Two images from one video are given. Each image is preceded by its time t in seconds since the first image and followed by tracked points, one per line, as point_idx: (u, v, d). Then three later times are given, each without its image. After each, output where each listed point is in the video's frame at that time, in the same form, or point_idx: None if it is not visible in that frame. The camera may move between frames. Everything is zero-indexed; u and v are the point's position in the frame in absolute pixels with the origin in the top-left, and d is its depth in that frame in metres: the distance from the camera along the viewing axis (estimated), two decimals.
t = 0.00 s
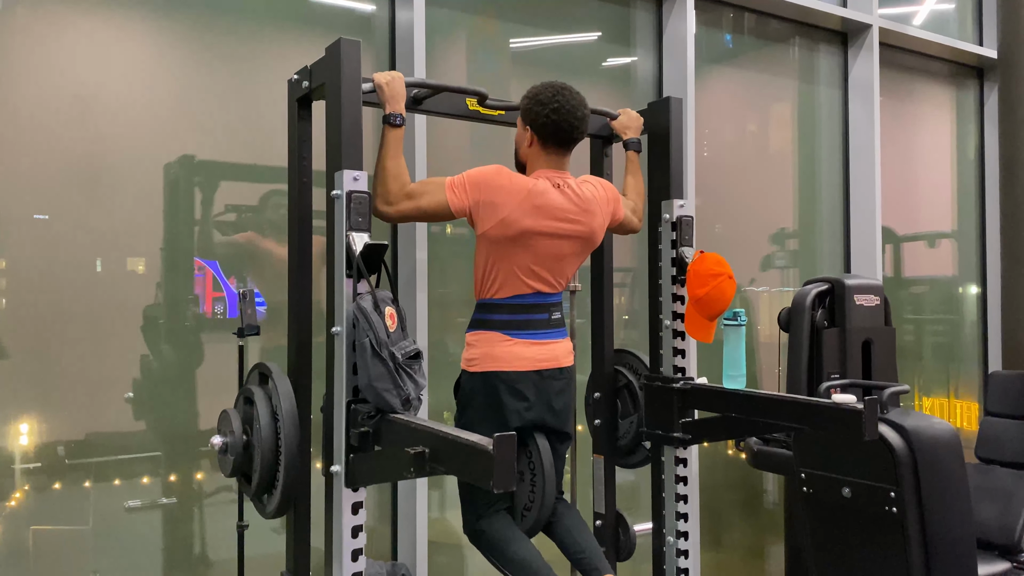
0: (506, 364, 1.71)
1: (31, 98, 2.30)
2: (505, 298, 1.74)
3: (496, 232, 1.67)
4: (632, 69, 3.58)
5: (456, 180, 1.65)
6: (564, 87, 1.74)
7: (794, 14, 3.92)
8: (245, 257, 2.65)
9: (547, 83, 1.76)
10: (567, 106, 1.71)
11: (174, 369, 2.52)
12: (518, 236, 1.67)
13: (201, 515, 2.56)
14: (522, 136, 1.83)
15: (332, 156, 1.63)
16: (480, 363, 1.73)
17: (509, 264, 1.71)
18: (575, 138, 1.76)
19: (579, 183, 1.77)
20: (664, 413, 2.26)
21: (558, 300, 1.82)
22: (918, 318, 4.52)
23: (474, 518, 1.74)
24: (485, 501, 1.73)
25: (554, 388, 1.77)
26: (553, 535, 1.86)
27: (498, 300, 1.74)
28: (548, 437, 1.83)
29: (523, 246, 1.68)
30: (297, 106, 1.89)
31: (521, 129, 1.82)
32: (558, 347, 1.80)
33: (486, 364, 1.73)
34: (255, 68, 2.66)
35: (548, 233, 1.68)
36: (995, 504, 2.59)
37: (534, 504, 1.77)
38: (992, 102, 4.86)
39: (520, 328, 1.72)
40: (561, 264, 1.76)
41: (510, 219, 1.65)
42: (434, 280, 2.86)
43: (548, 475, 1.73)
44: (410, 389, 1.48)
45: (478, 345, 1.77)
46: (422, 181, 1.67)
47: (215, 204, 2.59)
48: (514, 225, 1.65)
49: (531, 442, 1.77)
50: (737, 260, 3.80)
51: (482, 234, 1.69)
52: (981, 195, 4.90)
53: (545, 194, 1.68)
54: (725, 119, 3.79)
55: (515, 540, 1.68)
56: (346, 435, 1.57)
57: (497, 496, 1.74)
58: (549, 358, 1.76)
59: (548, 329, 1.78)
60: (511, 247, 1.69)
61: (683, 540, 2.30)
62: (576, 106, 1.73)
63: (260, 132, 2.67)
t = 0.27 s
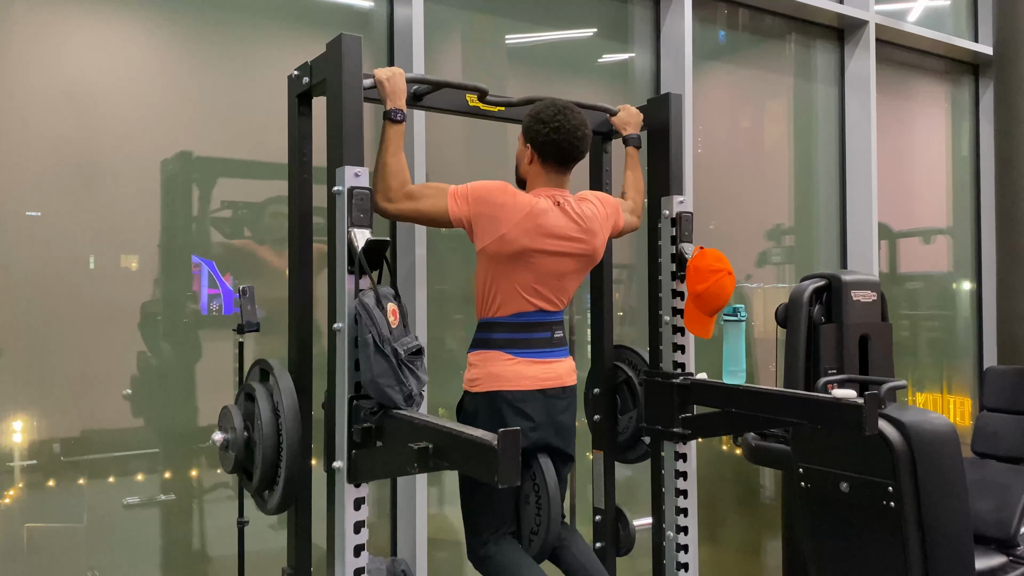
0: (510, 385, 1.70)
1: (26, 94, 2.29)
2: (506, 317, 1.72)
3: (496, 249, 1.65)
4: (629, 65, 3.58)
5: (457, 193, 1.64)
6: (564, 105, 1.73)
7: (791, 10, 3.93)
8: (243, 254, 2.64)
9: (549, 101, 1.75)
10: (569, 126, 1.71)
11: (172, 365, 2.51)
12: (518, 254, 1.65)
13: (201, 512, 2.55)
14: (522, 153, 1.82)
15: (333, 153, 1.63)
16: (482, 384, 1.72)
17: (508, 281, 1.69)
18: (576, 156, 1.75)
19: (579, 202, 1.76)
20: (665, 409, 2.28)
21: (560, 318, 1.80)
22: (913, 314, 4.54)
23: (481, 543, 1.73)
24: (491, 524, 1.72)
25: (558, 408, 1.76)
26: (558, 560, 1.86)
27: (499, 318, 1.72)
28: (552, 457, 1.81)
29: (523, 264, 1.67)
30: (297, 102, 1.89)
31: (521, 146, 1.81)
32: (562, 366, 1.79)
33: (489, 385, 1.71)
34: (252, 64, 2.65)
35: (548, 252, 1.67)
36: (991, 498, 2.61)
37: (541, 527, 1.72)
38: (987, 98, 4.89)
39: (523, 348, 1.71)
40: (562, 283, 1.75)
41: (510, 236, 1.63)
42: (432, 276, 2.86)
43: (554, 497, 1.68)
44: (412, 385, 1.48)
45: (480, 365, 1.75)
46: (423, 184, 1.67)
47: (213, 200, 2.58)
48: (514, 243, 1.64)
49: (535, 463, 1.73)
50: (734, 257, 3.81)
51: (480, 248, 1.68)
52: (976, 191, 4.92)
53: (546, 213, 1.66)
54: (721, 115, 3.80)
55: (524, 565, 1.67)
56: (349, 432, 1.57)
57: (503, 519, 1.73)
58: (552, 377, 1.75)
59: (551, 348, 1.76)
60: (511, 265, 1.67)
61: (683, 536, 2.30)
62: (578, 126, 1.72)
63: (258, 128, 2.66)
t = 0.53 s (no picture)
0: (510, 411, 1.73)
1: (20, 90, 2.28)
2: (504, 341, 1.76)
3: (492, 272, 1.70)
4: (627, 62, 3.58)
5: (457, 212, 1.67)
6: (561, 131, 1.82)
7: (788, 8, 3.94)
8: (240, 251, 2.64)
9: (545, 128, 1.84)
10: (565, 152, 1.79)
11: (169, 363, 2.50)
12: (514, 276, 1.70)
13: (198, 509, 2.55)
14: (518, 177, 1.89)
15: (332, 149, 1.62)
16: (482, 410, 1.75)
17: (504, 304, 1.74)
18: (571, 181, 1.83)
19: (575, 226, 1.81)
20: (664, 405, 2.28)
21: (557, 342, 1.85)
22: (909, 311, 4.56)
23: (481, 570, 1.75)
24: (490, 551, 1.75)
25: (557, 433, 1.80)
26: None
27: (498, 343, 1.76)
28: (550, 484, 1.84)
29: (519, 287, 1.72)
30: (295, 98, 1.88)
31: (517, 172, 1.89)
32: (561, 391, 1.83)
33: (489, 411, 1.74)
34: (250, 60, 2.64)
35: (543, 275, 1.72)
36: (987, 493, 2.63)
37: (538, 555, 1.71)
38: (982, 96, 4.90)
39: (523, 373, 1.75)
40: (558, 305, 1.80)
41: (506, 260, 1.68)
42: (430, 273, 2.86)
43: (552, 523, 1.68)
44: (412, 382, 1.48)
45: (480, 392, 1.78)
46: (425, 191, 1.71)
47: (209, 197, 2.57)
48: (511, 266, 1.69)
49: (534, 489, 1.74)
50: (731, 254, 3.82)
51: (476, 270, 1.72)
52: (972, 188, 4.94)
53: (542, 238, 1.71)
54: (718, 113, 3.80)
55: None
56: (349, 429, 1.57)
57: (502, 546, 1.75)
58: (552, 402, 1.79)
59: (550, 373, 1.81)
60: (508, 288, 1.72)
61: (681, 532, 2.31)
62: (573, 152, 1.81)
63: (255, 124, 2.65)
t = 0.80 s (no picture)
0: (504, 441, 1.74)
1: (15, 85, 2.26)
2: (499, 369, 1.77)
3: (484, 298, 1.71)
4: (625, 58, 3.58)
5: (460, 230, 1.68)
6: (551, 162, 1.82)
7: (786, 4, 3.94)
8: (237, 247, 2.63)
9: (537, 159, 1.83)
10: (556, 187, 1.79)
11: (166, 359, 2.50)
12: (506, 304, 1.71)
13: (195, 506, 2.54)
14: (510, 207, 1.89)
15: (331, 145, 1.62)
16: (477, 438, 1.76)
17: (498, 330, 1.74)
18: (562, 213, 1.83)
19: (569, 255, 1.81)
20: (662, 401, 2.28)
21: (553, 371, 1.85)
22: (905, 308, 4.57)
23: None
24: None
25: (550, 462, 1.80)
26: None
27: (492, 371, 1.77)
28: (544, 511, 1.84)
29: (511, 314, 1.72)
30: (294, 94, 1.88)
31: (509, 202, 1.89)
32: (555, 419, 1.83)
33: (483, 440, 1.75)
34: (247, 56, 2.63)
35: (535, 304, 1.73)
36: (983, 489, 2.64)
37: None
38: (979, 93, 4.91)
39: (517, 403, 1.75)
40: (551, 334, 1.80)
41: (498, 287, 1.68)
42: (428, 270, 2.86)
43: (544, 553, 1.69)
44: (412, 377, 1.48)
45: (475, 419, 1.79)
46: (428, 198, 1.71)
47: (207, 193, 2.57)
48: (502, 294, 1.69)
49: (526, 519, 1.74)
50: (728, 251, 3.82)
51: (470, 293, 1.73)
52: (968, 185, 4.95)
53: (535, 268, 1.71)
54: (715, 109, 3.80)
55: None
56: (348, 425, 1.57)
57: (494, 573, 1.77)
58: (545, 432, 1.79)
59: (544, 402, 1.81)
60: (500, 315, 1.73)
61: (680, 528, 2.31)
62: (565, 186, 1.80)
63: (253, 120, 2.65)
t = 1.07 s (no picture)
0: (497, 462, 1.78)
1: (12, 81, 2.25)
2: (493, 391, 1.82)
3: (477, 319, 1.76)
4: (623, 56, 3.57)
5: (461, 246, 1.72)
6: (542, 190, 1.85)
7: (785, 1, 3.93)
8: (235, 245, 2.62)
9: (529, 184, 1.86)
10: (548, 215, 1.83)
11: (163, 357, 2.49)
12: (498, 326, 1.76)
13: (192, 504, 2.54)
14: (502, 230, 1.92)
15: (329, 142, 1.61)
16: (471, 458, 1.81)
17: (490, 351, 1.79)
18: (553, 239, 1.87)
19: (561, 278, 1.86)
20: (660, 398, 2.28)
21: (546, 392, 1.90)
22: (903, 306, 4.58)
23: None
24: None
25: (543, 483, 1.85)
26: None
27: (486, 393, 1.82)
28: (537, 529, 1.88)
29: (503, 336, 1.77)
30: (292, 90, 1.87)
31: (501, 225, 1.92)
32: (549, 440, 1.87)
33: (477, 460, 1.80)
34: (245, 53, 2.62)
35: (527, 326, 1.77)
36: (981, 487, 2.64)
37: None
38: (977, 90, 4.92)
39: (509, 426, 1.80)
40: (542, 356, 1.85)
41: (490, 309, 1.73)
42: (426, 267, 2.85)
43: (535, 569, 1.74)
44: (411, 374, 1.48)
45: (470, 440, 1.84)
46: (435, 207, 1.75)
47: (205, 190, 2.56)
48: (495, 315, 1.74)
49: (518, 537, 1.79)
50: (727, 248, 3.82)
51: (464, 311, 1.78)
52: (966, 183, 4.96)
53: (528, 292, 1.76)
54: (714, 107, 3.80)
55: None
56: (346, 422, 1.57)
57: None
58: (538, 453, 1.84)
59: (537, 423, 1.86)
60: (492, 336, 1.78)
61: (678, 525, 2.30)
62: (558, 213, 1.85)
63: (251, 116, 2.64)
